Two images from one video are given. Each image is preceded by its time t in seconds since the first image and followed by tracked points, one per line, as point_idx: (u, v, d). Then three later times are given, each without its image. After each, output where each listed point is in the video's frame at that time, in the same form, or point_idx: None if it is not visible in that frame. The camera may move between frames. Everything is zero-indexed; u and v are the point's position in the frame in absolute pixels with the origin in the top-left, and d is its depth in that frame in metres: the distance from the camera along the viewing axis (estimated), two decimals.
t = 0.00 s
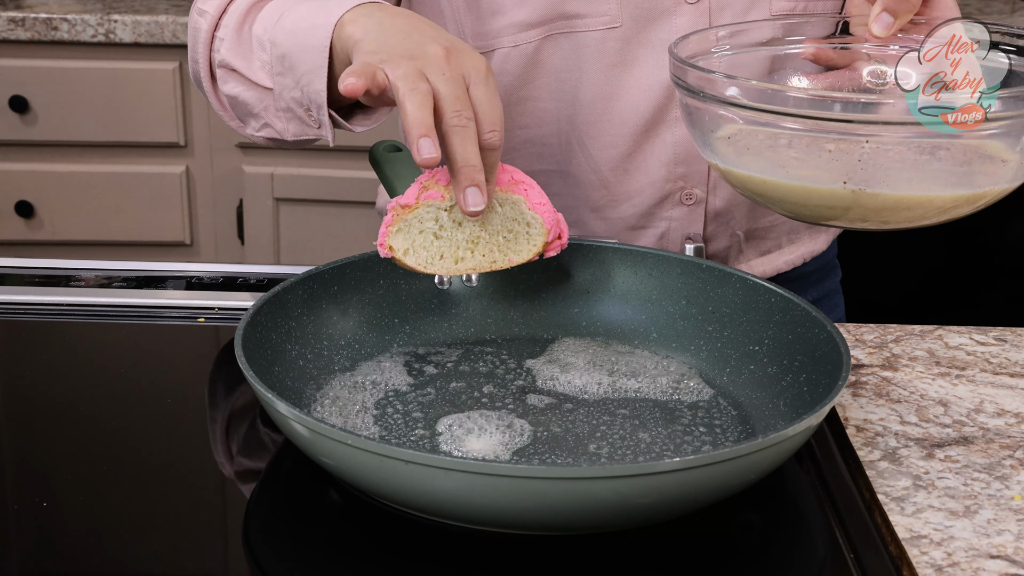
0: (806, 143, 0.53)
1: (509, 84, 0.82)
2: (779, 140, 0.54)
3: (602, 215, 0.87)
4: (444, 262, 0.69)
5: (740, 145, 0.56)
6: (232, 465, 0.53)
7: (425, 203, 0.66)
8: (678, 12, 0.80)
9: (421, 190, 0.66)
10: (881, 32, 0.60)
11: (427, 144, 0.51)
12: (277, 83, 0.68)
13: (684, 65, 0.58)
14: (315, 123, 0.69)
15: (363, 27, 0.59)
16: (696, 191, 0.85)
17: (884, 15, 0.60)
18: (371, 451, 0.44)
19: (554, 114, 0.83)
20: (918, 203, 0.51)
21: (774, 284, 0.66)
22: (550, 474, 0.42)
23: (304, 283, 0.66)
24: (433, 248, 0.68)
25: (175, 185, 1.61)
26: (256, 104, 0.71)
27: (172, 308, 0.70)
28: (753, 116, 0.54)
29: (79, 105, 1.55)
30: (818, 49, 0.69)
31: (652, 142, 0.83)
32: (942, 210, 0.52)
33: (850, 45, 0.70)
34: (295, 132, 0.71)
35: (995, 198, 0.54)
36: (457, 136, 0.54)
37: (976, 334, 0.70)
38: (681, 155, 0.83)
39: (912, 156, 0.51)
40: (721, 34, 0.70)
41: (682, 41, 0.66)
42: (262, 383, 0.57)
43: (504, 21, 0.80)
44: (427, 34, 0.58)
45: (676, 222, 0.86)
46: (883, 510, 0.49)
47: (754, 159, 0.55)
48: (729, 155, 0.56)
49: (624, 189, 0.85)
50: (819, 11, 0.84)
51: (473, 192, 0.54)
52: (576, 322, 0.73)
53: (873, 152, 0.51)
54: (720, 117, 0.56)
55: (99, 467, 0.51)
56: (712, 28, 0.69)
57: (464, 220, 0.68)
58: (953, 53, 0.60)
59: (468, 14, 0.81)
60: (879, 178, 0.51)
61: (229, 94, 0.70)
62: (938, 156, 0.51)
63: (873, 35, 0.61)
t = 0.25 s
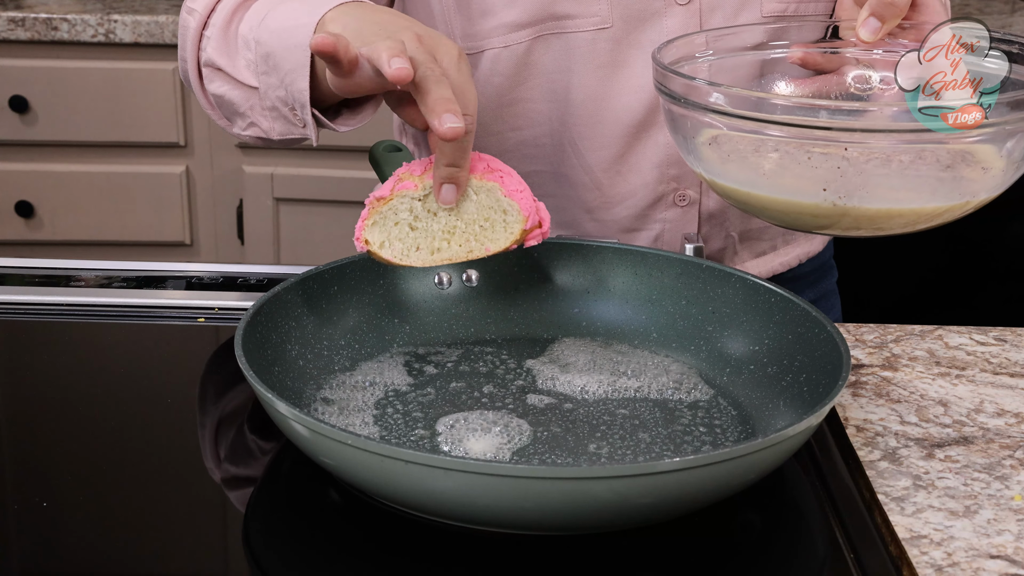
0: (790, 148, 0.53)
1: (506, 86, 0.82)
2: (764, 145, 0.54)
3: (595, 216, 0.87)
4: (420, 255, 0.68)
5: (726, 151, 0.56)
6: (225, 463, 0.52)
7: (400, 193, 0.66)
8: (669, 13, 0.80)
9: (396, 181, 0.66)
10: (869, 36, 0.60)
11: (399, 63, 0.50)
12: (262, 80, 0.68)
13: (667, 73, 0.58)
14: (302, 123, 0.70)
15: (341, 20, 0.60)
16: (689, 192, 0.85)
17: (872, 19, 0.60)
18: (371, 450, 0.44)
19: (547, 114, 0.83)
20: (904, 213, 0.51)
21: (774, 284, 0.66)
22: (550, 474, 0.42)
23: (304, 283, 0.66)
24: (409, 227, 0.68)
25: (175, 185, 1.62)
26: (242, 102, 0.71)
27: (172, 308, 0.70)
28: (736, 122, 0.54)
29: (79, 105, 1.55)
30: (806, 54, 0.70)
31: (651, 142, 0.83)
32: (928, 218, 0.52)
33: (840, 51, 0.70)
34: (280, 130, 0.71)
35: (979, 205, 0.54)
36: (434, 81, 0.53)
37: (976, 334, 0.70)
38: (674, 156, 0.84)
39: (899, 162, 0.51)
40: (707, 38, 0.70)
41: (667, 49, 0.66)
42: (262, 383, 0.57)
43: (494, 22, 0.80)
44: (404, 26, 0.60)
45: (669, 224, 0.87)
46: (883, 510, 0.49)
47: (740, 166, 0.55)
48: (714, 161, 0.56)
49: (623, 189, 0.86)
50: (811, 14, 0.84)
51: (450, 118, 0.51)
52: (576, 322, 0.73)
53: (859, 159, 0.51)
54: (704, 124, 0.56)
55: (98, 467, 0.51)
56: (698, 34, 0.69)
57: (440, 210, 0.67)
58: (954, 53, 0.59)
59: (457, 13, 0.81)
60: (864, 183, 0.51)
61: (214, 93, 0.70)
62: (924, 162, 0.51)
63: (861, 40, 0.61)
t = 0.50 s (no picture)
0: (772, 156, 0.54)
1: (500, 84, 0.83)
2: (746, 150, 0.55)
3: (588, 215, 0.87)
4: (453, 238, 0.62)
5: (707, 154, 0.57)
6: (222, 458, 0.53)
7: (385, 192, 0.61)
8: (660, 14, 0.81)
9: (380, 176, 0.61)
10: (853, 40, 0.63)
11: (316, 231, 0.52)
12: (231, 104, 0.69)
13: (651, 77, 0.58)
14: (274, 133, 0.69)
15: (321, 25, 0.59)
16: (682, 193, 0.86)
17: (859, 23, 0.63)
18: (371, 450, 0.44)
19: (535, 113, 0.84)
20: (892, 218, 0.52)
21: (774, 284, 0.66)
22: (550, 474, 0.42)
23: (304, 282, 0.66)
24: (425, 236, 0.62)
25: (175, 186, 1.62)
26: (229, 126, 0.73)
27: (172, 308, 0.70)
28: (720, 130, 0.55)
29: (79, 105, 1.55)
30: (795, 57, 0.70)
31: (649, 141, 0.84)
32: (918, 223, 0.53)
33: (828, 53, 0.71)
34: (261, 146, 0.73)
35: (968, 208, 0.55)
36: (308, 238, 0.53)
37: (977, 334, 0.70)
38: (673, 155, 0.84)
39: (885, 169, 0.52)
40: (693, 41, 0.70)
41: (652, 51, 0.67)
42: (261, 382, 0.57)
43: (485, 19, 0.81)
44: (387, 56, 0.58)
45: (661, 225, 0.88)
46: (883, 510, 0.49)
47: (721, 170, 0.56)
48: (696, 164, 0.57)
49: (621, 189, 0.86)
50: (803, 15, 0.84)
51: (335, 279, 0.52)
52: (575, 321, 0.73)
53: (842, 168, 0.52)
54: (686, 128, 0.57)
55: (97, 466, 0.52)
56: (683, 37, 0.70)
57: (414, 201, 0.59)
58: (954, 54, 0.61)
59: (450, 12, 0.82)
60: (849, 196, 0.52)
61: (199, 118, 0.73)
62: (911, 170, 0.52)
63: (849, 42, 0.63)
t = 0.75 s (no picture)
0: (757, 162, 0.54)
1: (498, 84, 0.83)
2: (733, 158, 0.55)
3: (588, 216, 0.87)
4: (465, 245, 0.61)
5: (694, 160, 0.57)
6: (214, 457, 0.53)
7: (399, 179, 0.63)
8: (658, 15, 0.81)
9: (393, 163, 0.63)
10: (847, 44, 0.63)
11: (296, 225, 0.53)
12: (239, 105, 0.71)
13: (643, 84, 0.58)
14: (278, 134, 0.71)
15: (325, 27, 0.60)
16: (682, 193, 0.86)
17: (851, 28, 0.63)
18: (371, 450, 0.44)
19: (533, 114, 0.84)
20: (878, 225, 0.53)
21: (774, 284, 0.66)
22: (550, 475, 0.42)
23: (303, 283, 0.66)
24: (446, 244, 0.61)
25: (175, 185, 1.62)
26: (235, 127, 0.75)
27: (172, 308, 0.70)
28: (708, 136, 0.55)
29: (79, 105, 1.55)
30: (787, 61, 0.70)
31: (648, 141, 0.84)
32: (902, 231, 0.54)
33: (820, 57, 0.70)
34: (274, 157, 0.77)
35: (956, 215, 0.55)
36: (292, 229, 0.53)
37: (977, 334, 0.70)
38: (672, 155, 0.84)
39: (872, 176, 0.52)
40: (683, 45, 0.70)
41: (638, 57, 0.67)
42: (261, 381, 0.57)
43: (484, 20, 0.81)
44: (389, 56, 0.58)
45: (660, 225, 0.88)
46: (883, 510, 0.49)
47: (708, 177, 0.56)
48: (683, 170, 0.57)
49: (620, 189, 0.86)
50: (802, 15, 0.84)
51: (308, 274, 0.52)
52: (575, 321, 0.73)
53: (832, 173, 0.52)
54: (676, 134, 0.57)
55: (96, 466, 0.52)
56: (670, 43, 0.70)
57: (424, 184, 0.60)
58: (954, 54, 0.60)
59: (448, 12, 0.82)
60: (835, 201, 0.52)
61: (205, 117, 0.75)
62: (898, 176, 0.53)
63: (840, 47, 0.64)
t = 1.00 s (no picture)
0: (753, 165, 0.54)
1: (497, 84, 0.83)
2: (730, 160, 0.55)
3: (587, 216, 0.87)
4: (451, 287, 0.60)
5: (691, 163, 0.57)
6: (214, 457, 0.53)
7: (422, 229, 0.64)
8: (656, 15, 0.81)
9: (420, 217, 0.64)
10: (841, 45, 0.63)
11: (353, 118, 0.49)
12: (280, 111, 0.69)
13: (638, 89, 0.58)
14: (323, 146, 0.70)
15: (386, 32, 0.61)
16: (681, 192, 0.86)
17: (847, 30, 0.63)
18: (371, 450, 0.44)
19: (531, 114, 0.84)
20: (871, 228, 0.53)
21: (773, 284, 0.66)
22: (550, 475, 0.42)
23: (303, 283, 0.66)
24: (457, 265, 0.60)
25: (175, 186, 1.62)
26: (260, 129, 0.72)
27: (172, 308, 0.70)
28: (703, 140, 0.55)
29: (79, 105, 1.55)
30: (784, 63, 0.69)
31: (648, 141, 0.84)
32: (896, 234, 0.54)
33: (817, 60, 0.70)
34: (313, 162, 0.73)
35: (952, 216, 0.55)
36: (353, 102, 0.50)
37: (977, 334, 0.70)
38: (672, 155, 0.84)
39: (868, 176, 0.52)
40: (681, 45, 0.70)
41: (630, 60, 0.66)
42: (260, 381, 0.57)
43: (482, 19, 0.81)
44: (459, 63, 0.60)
45: (660, 225, 0.88)
46: (883, 510, 0.49)
47: (707, 180, 0.56)
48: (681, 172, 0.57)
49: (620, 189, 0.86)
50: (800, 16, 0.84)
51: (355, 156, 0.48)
52: (575, 322, 0.73)
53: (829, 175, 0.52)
54: (671, 136, 0.57)
55: (96, 465, 0.52)
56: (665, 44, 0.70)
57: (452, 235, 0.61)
58: (953, 54, 0.61)
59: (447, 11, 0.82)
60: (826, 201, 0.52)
61: (232, 116, 0.71)
62: (893, 177, 0.53)
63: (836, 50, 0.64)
